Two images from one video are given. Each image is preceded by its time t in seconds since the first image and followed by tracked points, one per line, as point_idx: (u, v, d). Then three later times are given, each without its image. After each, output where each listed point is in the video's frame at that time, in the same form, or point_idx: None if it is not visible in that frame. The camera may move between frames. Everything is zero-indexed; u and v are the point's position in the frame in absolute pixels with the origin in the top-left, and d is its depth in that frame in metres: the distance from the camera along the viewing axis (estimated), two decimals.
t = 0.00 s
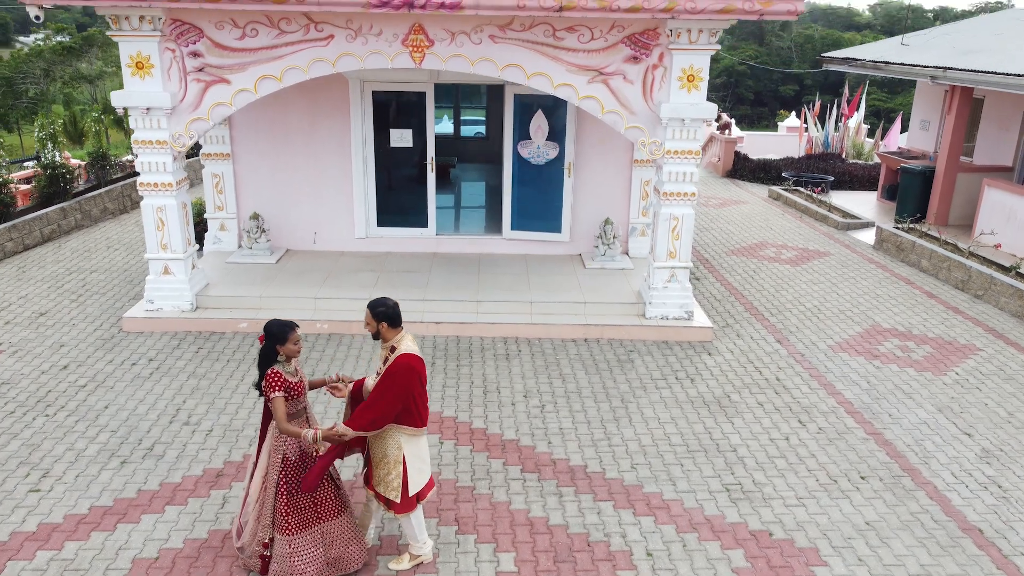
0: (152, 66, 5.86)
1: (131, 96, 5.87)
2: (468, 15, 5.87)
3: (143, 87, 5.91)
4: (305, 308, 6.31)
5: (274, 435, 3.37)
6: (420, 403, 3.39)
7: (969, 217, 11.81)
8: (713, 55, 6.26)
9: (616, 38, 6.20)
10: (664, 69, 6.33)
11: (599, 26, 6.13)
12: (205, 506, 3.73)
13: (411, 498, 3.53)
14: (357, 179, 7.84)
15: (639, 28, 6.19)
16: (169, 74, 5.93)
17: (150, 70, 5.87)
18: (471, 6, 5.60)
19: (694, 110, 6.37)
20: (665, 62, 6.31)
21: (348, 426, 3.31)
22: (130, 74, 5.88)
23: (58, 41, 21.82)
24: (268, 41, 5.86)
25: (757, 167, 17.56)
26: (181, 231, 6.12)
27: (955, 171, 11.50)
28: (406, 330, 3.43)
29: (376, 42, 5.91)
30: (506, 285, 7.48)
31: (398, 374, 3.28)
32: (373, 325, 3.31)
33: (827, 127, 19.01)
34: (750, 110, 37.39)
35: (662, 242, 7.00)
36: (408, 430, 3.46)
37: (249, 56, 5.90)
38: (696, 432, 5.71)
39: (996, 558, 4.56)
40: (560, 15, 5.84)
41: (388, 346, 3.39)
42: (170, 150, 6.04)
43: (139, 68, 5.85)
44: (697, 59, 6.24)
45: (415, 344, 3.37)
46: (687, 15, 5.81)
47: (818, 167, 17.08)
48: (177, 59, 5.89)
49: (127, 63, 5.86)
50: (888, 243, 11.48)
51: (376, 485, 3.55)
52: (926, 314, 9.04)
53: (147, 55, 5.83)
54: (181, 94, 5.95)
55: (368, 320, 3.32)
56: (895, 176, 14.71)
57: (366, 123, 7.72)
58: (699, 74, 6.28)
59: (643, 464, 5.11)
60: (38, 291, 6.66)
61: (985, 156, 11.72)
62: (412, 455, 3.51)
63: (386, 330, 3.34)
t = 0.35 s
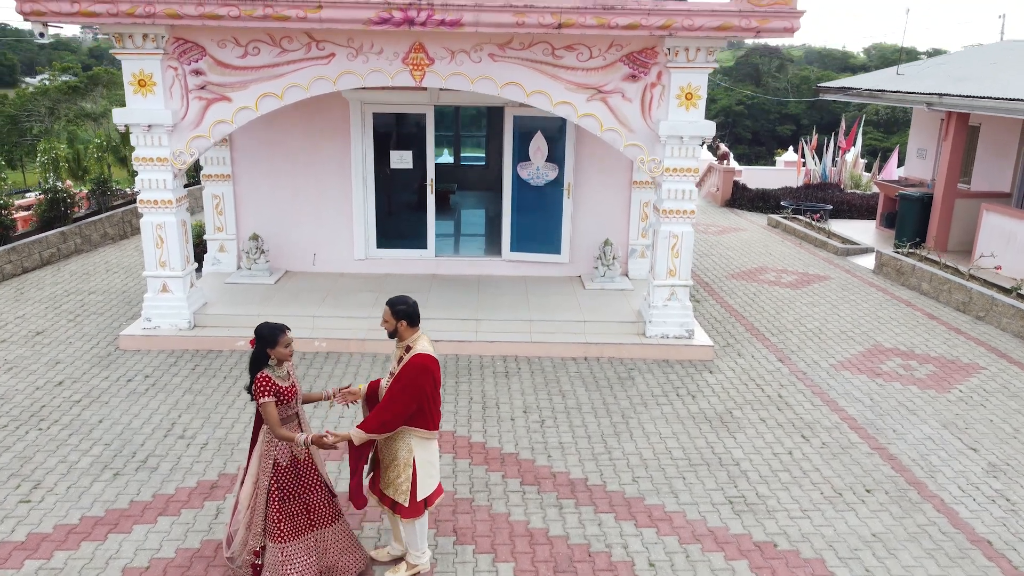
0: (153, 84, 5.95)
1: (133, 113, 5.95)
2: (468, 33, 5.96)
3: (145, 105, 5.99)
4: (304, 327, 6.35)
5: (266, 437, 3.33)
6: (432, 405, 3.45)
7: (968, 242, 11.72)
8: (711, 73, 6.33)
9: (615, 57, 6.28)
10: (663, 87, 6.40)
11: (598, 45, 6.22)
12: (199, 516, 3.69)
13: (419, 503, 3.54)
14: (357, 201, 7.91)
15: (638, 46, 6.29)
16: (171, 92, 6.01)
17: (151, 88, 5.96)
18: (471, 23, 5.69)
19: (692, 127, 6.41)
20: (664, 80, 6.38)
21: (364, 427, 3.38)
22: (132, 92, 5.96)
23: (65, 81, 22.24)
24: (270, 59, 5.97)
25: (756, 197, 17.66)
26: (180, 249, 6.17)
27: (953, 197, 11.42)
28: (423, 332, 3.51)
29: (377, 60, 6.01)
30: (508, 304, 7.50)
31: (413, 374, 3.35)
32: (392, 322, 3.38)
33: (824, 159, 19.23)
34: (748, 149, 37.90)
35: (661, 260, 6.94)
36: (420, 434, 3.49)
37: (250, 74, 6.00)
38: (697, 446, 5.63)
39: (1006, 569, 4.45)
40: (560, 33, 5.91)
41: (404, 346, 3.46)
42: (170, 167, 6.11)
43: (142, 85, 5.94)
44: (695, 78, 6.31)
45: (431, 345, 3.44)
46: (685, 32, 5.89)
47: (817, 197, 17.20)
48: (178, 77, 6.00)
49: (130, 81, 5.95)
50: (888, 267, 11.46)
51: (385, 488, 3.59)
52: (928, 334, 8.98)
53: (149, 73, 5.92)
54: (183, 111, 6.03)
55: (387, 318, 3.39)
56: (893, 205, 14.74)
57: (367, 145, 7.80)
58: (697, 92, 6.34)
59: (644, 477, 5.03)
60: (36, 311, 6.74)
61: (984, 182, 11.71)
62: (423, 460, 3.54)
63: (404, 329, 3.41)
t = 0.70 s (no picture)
0: (160, 118, 6.07)
1: (139, 146, 6.05)
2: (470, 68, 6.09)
3: (151, 138, 6.09)
4: (305, 360, 6.37)
5: (267, 462, 3.33)
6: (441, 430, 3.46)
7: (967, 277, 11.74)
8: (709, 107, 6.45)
9: (614, 91, 6.41)
10: (662, 121, 6.51)
11: (598, 80, 6.36)
12: (197, 545, 3.65)
13: (425, 528, 3.53)
14: (359, 234, 7.99)
15: (637, 81, 6.41)
16: (177, 126, 6.13)
17: (158, 122, 6.07)
18: (472, 58, 5.82)
19: (690, 160, 6.49)
20: (663, 114, 6.49)
21: (374, 450, 3.40)
22: (138, 125, 6.07)
23: (72, 124, 22.61)
24: (275, 93, 6.09)
25: (755, 234, 17.80)
26: (182, 281, 6.21)
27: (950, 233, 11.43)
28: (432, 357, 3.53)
29: (381, 94, 6.14)
30: (509, 336, 7.53)
31: (422, 397, 3.37)
32: (404, 346, 3.42)
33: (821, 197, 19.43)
34: (746, 191, 38.33)
35: (662, 292, 6.94)
36: (427, 458, 3.49)
37: (256, 108, 6.13)
38: (699, 476, 5.57)
39: None
40: (560, 67, 6.04)
41: (414, 370, 3.48)
42: (175, 199, 6.19)
43: (148, 119, 6.05)
44: (693, 112, 6.42)
45: (441, 370, 3.47)
46: (683, 66, 6.02)
47: (815, 235, 17.32)
48: (185, 111, 6.12)
49: (136, 115, 6.07)
50: (888, 302, 11.49)
51: (391, 512, 3.60)
52: (930, 367, 8.95)
53: (156, 106, 6.04)
54: (188, 144, 6.14)
55: (399, 340, 3.43)
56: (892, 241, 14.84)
57: (369, 179, 7.91)
58: (696, 126, 6.45)
59: (646, 507, 4.98)
60: (37, 344, 6.75)
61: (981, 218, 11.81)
62: (430, 484, 3.53)
63: (415, 352, 3.44)
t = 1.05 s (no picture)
0: (166, 147, 6.16)
1: (144, 175, 6.12)
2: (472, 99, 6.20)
3: (157, 167, 6.17)
4: (307, 386, 6.38)
5: (270, 489, 3.34)
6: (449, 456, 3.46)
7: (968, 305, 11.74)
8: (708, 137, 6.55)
9: (614, 121, 6.51)
10: (661, 151, 6.60)
11: (598, 110, 6.46)
12: (199, 572, 3.64)
13: (431, 553, 3.58)
14: (360, 260, 8.04)
15: (637, 112, 6.52)
16: (182, 155, 6.21)
17: (164, 151, 6.16)
18: (474, 88, 5.93)
19: (690, 189, 6.56)
20: (662, 143, 6.58)
21: (385, 480, 3.44)
22: (145, 155, 6.16)
23: (76, 154, 22.81)
24: (280, 123, 6.19)
25: (755, 262, 17.87)
26: (185, 307, 6.25)
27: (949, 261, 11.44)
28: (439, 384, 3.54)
29: (384, 124, 6.24)
30: (510, 364, 7.55)
31: (431, 425, 3.37)
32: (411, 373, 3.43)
33: (820, 226, 19.54)
34: (745, 220, 38.52)
35: (662, 319, 6.96)
36: (435, 484, 3.51)
37: (260, 138, 6.22)
38: (701, 503, 5.55)
39: None
40: (560, 98, 6.14)
41: (421, 397, 3.49)
42: (179, 228, 6.24)
43: (154, 148, 6.15)
44: (693, 142, 6.51)
45: (447, 397, 3.47)
46: (682, 97, 6.12)
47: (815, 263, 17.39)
48: (190, 141, 6.21)
49: (143, 144, 6.16)
50: (888, 329, 11.50)
51: (396, 538, 3.64)
52: (930, 395, 8.94)
53: (162, 136, 6.13)
54: (193, 173, 6.22)
55: (406, 367, 3.44)
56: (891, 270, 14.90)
57: (371, 206, 7.99)
58: (695, 155, 6.54)
59: (648, 534, 4.96)
60: (40, 371, 6.77)
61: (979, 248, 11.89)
62: (436, 510, 3.56)
63: (422, 379, 3.45)
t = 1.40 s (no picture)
0: (169, 153, 6.21)
1: (147, 181, 6.16)
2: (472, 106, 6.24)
3: (159, 173, 6.21)
4: (308, 392, 6.40)
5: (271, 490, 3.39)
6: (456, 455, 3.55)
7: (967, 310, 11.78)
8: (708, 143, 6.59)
9: (615, 128, 6.54)
10: (661, 157, 6.64)
11: (598, 117, 6.50)
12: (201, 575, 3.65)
13: (438, 555, 3.60)
14: (361, 265, 8.08)
15: (637, 118, 6.55)
16: (185, 161, 6.25)
17: (166, 157, 6.21)
18: (475, 95, 5.97)
19: (690, 195, 6.61)
20: (662, 150, 6.62)
21: (401, 488, 3.45)
22: (147, 161, 6.21)
23: (76, 161, 22.84)
24: (282, 129, 6.23)
25: (756, 268, 17.89)
26: (187, 313, 6.26)
27: (949, 267, 11.48)
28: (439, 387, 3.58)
29: (385, 131, 6.28)
30: (511, 369, 7.57)
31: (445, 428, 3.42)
32: (418, 378, 3.46)
33: (820, 232, 19.57)
34: (745, 226, 38.55)
35: (662, 325, 6.97)
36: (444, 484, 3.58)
37: (262, 144, 6.26)
38: (701, 507, 5.56)
39: None
40: (561, 105, 6.17)
41: (427, 401, 3.53)
42: (181, 233, 6.27)
43: (157, 155, 6.19)
44: (692, 148, 6.55)
45: (452, 399, 3.54)
46: (683, 104, 6.15)
47: (814, 268, 17.42)
48: (193, 147, 6.25)
49: (146, 151, 6.21)
50: (888, 335, 11.51)
51: (400, 541, 3.64)
52: (930, 400, 8.95)
53: (165, 143, 6.17)
54: (196, 179, 6.26)
55: (411, 372, 3.47)
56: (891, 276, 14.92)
57: (371, 212, 8.02)
58: (695, 162, 6.58)
59: (648, 538, 4.97)
60: (42, 376, 6.79)
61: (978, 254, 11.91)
62: (442, 512, 3.60)
63: (428, 384, 3.49)
